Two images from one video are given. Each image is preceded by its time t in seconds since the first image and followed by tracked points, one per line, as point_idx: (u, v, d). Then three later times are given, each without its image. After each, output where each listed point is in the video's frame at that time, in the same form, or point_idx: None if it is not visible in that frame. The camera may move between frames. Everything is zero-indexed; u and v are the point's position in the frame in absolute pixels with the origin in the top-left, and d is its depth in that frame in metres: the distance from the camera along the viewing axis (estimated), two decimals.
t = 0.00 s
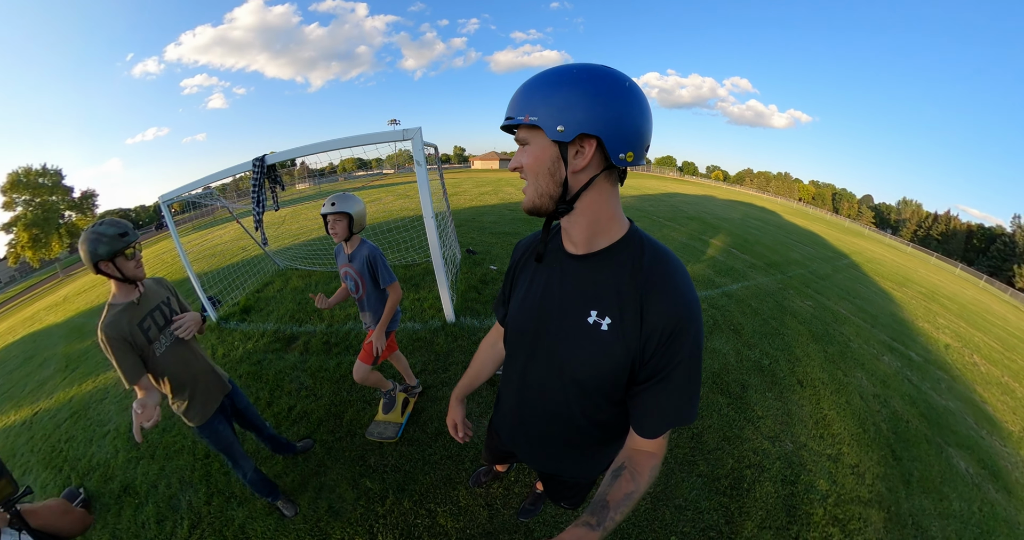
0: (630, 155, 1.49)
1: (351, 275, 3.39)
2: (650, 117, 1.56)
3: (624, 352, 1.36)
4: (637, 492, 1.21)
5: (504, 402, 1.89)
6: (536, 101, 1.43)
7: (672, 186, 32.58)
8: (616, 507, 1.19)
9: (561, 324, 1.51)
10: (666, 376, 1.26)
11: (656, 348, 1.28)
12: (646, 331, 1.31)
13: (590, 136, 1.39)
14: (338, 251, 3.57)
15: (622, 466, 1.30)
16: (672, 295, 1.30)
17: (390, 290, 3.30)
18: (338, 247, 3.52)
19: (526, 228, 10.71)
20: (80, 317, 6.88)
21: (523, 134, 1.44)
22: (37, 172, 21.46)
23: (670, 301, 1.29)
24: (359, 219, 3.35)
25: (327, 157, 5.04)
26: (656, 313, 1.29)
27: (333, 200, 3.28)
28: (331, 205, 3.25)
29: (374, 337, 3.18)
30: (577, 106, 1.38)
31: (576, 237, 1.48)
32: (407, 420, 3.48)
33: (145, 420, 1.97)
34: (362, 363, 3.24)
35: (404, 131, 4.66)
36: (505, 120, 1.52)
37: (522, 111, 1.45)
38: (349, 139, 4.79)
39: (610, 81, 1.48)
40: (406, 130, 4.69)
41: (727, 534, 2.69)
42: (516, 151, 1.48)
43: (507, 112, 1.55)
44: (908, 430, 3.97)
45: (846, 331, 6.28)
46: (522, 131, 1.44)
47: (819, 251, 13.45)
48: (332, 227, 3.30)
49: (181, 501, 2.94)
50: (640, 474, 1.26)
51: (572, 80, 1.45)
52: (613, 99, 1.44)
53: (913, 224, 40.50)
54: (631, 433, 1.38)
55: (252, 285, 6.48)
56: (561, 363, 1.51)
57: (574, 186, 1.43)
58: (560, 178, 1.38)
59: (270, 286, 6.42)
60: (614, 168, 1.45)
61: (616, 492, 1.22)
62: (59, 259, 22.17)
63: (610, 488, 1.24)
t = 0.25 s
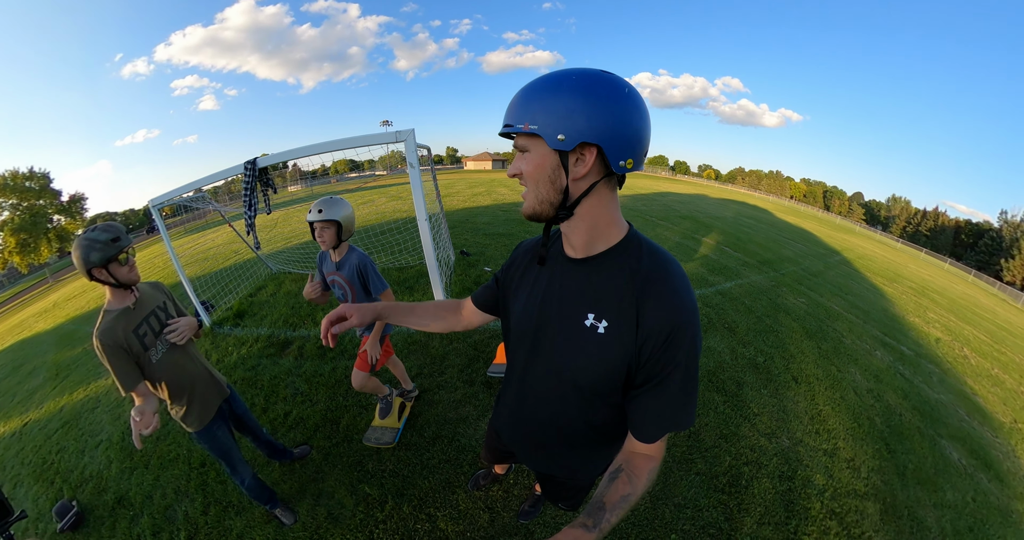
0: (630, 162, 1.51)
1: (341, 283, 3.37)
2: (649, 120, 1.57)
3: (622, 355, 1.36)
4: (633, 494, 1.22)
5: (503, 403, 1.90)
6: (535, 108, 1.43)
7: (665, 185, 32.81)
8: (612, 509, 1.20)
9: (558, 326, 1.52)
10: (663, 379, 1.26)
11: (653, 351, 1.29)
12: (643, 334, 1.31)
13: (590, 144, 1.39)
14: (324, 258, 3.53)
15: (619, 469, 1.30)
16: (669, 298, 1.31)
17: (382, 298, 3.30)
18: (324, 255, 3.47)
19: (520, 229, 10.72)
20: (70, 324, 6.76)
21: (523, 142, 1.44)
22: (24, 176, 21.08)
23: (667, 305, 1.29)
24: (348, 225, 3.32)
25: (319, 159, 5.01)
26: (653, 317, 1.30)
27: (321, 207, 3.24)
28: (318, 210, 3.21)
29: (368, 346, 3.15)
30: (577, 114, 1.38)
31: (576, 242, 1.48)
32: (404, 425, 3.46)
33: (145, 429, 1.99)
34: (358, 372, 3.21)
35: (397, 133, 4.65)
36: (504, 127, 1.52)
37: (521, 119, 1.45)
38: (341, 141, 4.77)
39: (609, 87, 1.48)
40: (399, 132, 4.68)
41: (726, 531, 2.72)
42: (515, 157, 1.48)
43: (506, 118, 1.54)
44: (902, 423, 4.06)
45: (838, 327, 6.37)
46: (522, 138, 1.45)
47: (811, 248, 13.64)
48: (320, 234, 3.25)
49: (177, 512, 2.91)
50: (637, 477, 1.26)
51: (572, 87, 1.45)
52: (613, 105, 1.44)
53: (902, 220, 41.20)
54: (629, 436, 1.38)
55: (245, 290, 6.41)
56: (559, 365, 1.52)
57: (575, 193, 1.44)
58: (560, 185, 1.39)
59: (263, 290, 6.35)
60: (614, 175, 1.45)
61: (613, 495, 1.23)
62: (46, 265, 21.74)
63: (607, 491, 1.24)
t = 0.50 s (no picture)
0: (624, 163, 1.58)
1: (334, 287, 3.35)
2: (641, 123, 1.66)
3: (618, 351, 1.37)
4: (633, 490, 1.23)
5: (503, 402, 1.90)
6: (549, 106, 1.39)
7: (659, 184, 33.02)
8: (611, 505, 1.20)
9: (555, 322, 1.52)
10: (659, 374, 1.27)
11: (649, 345, 1.29)
12: (639, 328, 1.32)
13: (604, 144, 1.45)
14: (315, 262, 3.48)
15: (618, 465, 1.31)
16: (664, 292, 1.31)
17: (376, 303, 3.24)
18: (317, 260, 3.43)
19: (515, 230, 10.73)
20: (59, 330, 6.63)
21: (532, 139, 1.38)
22: (10, 179, 20.67)
23: (662, 298, 1.30)
24: (342, 228, 3.29)
25: (312, 160, 4.97)
26: (649, 310, 1.31)
27: (314, 210, 3.21)
28: (311, 214, 3.18)
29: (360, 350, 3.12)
30: (594, 116, 1.40)
31: (575, 239, 1.49)
32: (401, 429, 3.43)
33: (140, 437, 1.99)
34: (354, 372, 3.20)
35: (390, 133, 4.62)
36: (508, 121, 1.44)
37: (532, 115, 1.39)
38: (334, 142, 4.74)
39: (613, 89, 1.50)
40: (392, 132, 4.65)
41: (727, 527, 2.74)
42: (518, 153, 1.41)
43: (509, 111, 1.46)
44: (895, 416, 4.17)
45: (832, 323, 6.46)
46: (530, 135, 1.38)
47: (803, 246, 13.82)
48: (313, 238, 3.21)
49: (173, 521, 2.87)
50: (636, 472, 1.27)
51: (579, 87, 1.45)
52: (619, 108, 1.49)
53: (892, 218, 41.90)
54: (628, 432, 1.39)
55: (238, 293, 6.33)
56: (557, 361, 1.53)
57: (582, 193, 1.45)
58: (571, 185, 1.38)
59: (256, 294, 6.29)
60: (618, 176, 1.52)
61: (612, 491, 1.23)
62: (33, 270, 21.33)
63: (606, 487, 1.25)
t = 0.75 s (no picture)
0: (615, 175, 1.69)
1: (331, 277, 3.33)
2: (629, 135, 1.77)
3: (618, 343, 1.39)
4: (633, 478, 1.24)
5: (499, 401, 1.88)
6: (588, 113, 1.37)
7: (651, 183, 33.26)
8: (613, 494, 1.21)
9: (553, 317, 1.53)
10: (660, 362, 1.29)
11: (648, 335, 1.32)
12: (637, 319, 1.35)
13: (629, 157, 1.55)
14: (312, 253, 3.48)
15: (618, 455, 1.31)
16: (660, 284, 1.35)
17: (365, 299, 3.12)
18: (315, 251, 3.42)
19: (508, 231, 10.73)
20: (46, 338, 6.49)
21: (568, 143, 1.35)
22: None
23: (659, 290, 1.33)
24: (339, 218, 3.28)
25: (304, 163, 4.92)
26: (646, 302, 1.33)
27: (311, 202, 3.21)
28: (308, 205, 3.19)
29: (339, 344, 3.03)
30: (625, 130, 1.46)
31: (575, 242, 1.48)
32: (399, 436, 3.39)
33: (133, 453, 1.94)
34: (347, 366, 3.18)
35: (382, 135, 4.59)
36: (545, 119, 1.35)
37: (575, 119, 1.36)
38: (326, 144, 4.70)
39: (630, 100, 1.55)
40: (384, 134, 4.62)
41: (727, 522, 2.77)
42: (548, 154, 1.35)
43: (541, 109, 1.38)
44: (887, 408, 4.29)
45: (824, 318, 6.56)
46: (567, 139, 1.34)
47: (794, 243, 14.02)
48: (311, 228, 3.21)
49: (168, 532, 2.82)
50: (635, 461, 1.28)
51: (606, 95, 1.45)
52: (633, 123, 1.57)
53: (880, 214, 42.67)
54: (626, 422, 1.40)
55: (230, 298, 6.25)
56: (556, 356, 1.53)
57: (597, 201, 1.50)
58: (596, 194, 1.41)
59: (249, 299, 6.21)
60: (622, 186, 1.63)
61: (613, 480, 1.24)
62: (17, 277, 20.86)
63: (607, 476, 1.25)
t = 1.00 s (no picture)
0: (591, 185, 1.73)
1: (338, 296, 3.32)
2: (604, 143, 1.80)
3: (598, 346, 1.39)
4: (624, 478, 1.24)
5: (485, 410, 1.87)
6: (582, 125, 1.37)
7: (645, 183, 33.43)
8: (604, 494, 1.21)
9: (534, 324, 1.53)
10: (640, 363, 1.30)
11: (627, 337, 1.33)
12: (616, 321, 1.35)
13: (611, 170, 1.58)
14: (320, 271, 3.46)
15: (607, 456, 1.31)
16: (636, 285, 1.35)
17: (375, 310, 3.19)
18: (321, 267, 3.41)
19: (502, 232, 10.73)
20: (36, 345, 6.38)
21: (561, 153, 1.34)
22: None
23: (635, 292, 1.34)
24: (346, 240, 3.23)
25: (296, 166, 4.89)
26: (624, 304, 1.34)
27: (320, 225, 3.16)
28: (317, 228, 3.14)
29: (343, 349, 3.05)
30: (611, 144, 1.48)
31: (550, 247, 1.48)
32: (392, 442, 3.34)
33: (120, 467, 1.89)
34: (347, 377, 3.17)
35: (374, 138, 4.57)
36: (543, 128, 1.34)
37: (571, 130, 1.35)
38: (318, 147, 4.67)
39: (618, 111, 1.55)
40: (376, 137, 4.59)
41: (722, 521, 2.79)
42: (541, 161, 1.34)
43: (537, 116, 1.36)
44: (881, 403, 4.37)
45: (817, 316, 6.64)
46: (561, 149, 1.33)
47: (787, 241, 14.17)
48: (320, 249, 3.17)
49: None
50: (625, 461, 1.29)
51: (595, 106, 1.46)
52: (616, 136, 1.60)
53: (871, 212, 43.24)
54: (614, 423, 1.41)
55: (222, 303, 6.18)
56: (539, 362, 1.53)
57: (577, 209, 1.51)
58: (582, 206, 1.44)
59: (241, 303, 6.15)
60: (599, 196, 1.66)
61: (604, 480, 1.24)
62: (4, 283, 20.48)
63: (598, 477, 1.26)
